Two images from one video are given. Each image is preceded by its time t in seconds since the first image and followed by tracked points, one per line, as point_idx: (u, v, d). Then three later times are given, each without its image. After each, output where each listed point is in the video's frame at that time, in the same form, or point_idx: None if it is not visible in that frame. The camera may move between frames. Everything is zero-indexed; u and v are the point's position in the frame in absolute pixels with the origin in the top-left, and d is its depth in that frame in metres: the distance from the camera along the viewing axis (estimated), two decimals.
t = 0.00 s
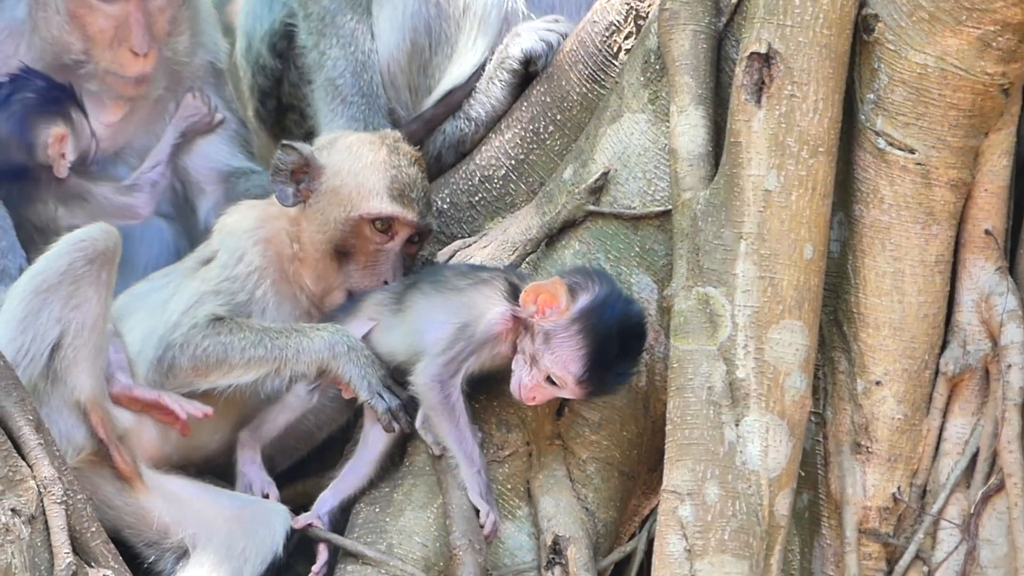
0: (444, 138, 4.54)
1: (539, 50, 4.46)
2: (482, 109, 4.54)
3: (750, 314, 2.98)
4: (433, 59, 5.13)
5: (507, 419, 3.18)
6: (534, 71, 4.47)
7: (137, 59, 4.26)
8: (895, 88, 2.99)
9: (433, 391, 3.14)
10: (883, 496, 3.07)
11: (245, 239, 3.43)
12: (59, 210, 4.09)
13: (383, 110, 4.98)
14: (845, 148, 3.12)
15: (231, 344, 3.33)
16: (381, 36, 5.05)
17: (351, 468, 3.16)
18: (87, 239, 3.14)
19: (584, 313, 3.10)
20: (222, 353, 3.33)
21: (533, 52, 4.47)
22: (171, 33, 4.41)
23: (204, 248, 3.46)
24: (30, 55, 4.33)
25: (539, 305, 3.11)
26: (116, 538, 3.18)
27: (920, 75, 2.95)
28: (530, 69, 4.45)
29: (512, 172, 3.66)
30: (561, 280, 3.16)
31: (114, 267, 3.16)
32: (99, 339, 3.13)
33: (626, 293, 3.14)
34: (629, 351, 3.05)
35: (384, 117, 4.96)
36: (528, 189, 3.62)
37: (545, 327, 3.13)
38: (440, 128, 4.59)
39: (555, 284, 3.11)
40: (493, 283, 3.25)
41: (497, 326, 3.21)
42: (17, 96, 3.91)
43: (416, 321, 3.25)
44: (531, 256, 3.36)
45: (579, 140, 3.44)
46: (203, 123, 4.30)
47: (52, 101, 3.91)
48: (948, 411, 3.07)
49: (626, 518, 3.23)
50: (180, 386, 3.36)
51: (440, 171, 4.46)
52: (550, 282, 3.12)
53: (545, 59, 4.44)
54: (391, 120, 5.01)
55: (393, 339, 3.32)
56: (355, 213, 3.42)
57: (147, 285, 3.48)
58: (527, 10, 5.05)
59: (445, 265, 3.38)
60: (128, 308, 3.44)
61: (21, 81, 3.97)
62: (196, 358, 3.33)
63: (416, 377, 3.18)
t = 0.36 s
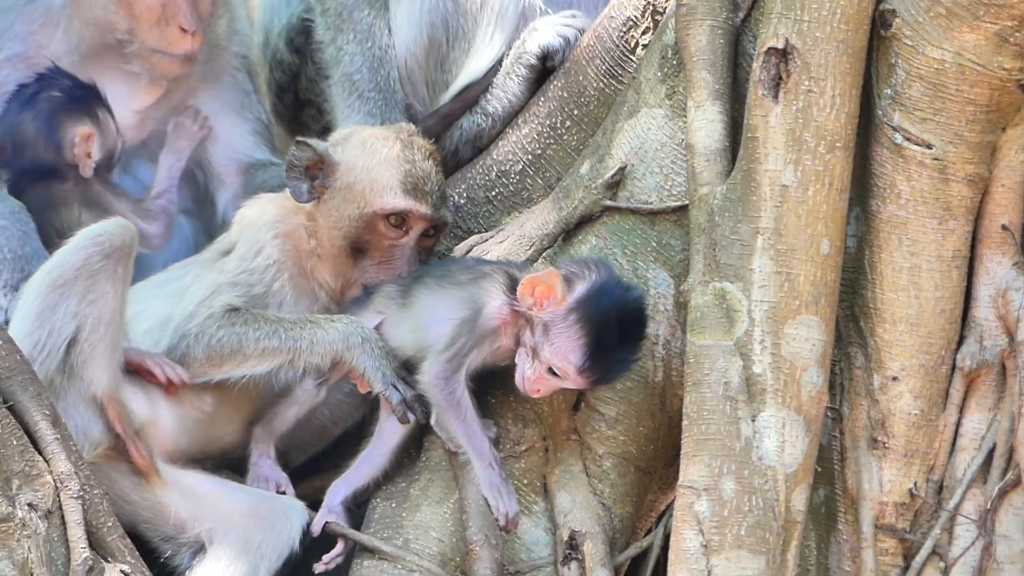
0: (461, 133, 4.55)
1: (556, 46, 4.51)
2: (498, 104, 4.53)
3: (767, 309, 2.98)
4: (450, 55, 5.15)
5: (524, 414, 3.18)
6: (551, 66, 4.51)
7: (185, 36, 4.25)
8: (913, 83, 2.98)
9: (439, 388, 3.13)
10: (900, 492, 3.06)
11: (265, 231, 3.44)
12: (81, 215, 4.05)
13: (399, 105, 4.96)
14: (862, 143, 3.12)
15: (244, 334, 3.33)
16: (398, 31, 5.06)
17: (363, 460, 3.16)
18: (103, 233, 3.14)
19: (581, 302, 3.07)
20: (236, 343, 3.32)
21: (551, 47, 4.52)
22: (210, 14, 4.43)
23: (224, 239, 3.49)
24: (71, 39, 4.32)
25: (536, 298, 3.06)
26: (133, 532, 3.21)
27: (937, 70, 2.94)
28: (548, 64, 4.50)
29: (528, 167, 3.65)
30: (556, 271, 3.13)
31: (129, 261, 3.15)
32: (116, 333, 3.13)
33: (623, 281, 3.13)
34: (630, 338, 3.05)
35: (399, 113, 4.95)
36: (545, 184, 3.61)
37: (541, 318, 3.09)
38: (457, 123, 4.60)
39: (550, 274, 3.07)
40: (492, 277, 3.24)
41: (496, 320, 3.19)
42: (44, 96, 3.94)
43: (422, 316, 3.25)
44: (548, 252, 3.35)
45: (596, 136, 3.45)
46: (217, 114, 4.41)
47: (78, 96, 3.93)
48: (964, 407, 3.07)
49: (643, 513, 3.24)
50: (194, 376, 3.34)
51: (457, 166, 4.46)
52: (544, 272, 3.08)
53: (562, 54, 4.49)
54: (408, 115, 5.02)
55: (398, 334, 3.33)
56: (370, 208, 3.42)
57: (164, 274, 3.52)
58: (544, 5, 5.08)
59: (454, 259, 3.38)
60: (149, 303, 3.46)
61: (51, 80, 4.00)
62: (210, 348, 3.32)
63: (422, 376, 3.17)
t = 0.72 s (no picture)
0: (470, 131, 4.61)
1: (564, 44, 4.49)
2: (506, 103, 4.58)
3: (775, 308, 2.97)
4: (459, 53, 5.25)
5: (532, 413, 3.19)
6: (559, 64, 4.50)
7: None
8: (922, 82, 2.98)
9: (451, 385, 3.15)
10: (908, 491, 3.06)
11: (269, 237, 3.47)
12: (48, 208, 4.15)
13: (408, 101, 5.02)
14: (870, 142, 3.12)
15: (253, 348, 3.35)
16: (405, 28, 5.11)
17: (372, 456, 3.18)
18: (113, 232, 3.15)
19: (597, 308, 3.12)
20: (245, 357, 3.33)
21: (559, 45, 4.51)
22: None
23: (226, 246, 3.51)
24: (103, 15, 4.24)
25: (552, 302, 3.13)
26: (141, 532, 3.22)
27: (946, 70, 2.94)
28: (556, 63, 4.50)
29: (537, 166, 3.65)
30: (572, 276, 3.18)
31: (139, 261, 3.15)
32: (125, 333, 3.13)
33: (641, 287, 3.15)
34: (642, 345, 3.06)
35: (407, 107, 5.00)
36: (554, 183, 3.62)
37: (558, 324, 3.15)
38: (465, 121, 4.65)
39: (568, 281, 3.12)
40: (509, 277, 3.26)
41: (511, 320, 3.22)
42: (9, 89, 4.11)
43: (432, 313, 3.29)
44: (556, 251, 3.35)
45: (604, 135, 3.45)
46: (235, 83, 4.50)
47: (42, 85, 4.10)
48: (973, 406, 3.07)
49: (651, 512, 3.23)
50: (202, 389, 3.34)
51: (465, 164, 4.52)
52: (562, 278, 3.13)
53: (569, 53, 4.46)
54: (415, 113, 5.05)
55: (410, 330, 3.37)
56: (334, 177, 3.47)
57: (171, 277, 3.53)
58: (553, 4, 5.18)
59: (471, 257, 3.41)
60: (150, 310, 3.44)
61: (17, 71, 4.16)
62: (218, 362, 3.32)
63: (435, 373, 3.19)
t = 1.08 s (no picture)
0: (472, 136, 4.60)
1: (567, 49, 4.51)
2: (508, 108, 4.58)
3: (776, 313, 2.97)
4: (460, 58, 5.16)
5: (533, 417, 3.20)
6: (562, 68, 4.52)
7: None
8: (923, 88, 2.99)
9: (449, 392, 3.14)
10: (908, 497, 3.06)
11: (276, 251, 3.47)
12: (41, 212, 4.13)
13: (409, 106, 5.03)
14: (871, 148, 3.12)
15: (257, 372, 3.36)
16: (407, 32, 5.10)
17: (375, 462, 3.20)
18: (114, 235, 3.14)
19: (595, 316, 3.08)
20: (248, 382, 3.34)
21: (561, 50, 4.53)
22: None
23: (235, 256, 3.50)
24: None
25: (549, 311, 3.09)
26: (141, 536, 3.19)
27: (948, 75, 2.94)
28: (557, 68, 4.51)
29: (538, 171, 3.65)
30: (569, 283, 3.14)
31: (141, 264, 3.15)
32: (127, 336, 3.13)
33: (636, 291, 3.12)
34: (640, 351, 3.05)
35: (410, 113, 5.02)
36: (555, 187, 3.61)
37: (555, 331, 3.11)
38: (466, 126, 4.64)
39: (564, 289, 3.10)
40: (505, 282, 3.24)
41: (506, 324, 3.20)
42: None
43: (427, 320, 3.27)
44: (557, 256, 3.35)
45: (605, 140, 3.45)
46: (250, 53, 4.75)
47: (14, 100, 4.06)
48: (973, 411, 3.06)
49: (651, 516, 3.23)
50: (204, 409, 3.38)
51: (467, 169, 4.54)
52: (559, 286, 3.11)
53: (572, 57, 4.49)
54: (417, 117, 5.06)
55: (406, 335, 3.33)
56: (345, 197, 3.50)
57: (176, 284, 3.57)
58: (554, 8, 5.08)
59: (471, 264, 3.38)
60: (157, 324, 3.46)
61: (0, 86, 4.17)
62: (220, 385, 3.34)
63: (432, 378, 3.18)
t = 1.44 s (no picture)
0: (471, 148, 4.61)
1: (566, 61, 4.51)
2: (507, 120, 4.58)
3: (776, 326, 2.97)
4: (459, 70, 5.11)
5: (532, 430, 3.21)
6: (560, 82, 4.52)
7: None
8: (922, 100, 2.99)
9: (443, 407, 3.15)
10: (907, 509, 3.06)
11: (275, 266, 3.47)
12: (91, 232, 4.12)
13: (409, 119, 5.04)
14: (870, 161, 3.12)
15: (254, 387, 3.35)
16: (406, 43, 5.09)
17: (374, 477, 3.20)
18: (113, 247, 3.14)
19: (589, 330, 3.08)
20: (245, 397, 3.34)
21: (560, 63, 4.52)
22: None
23: (234, 269, 3.50)
24: None
25: (543, 324, 3.10)
26: (140, 549, 3.18)
27: (947, 87, 2.94)
28: (556, 81, 4.51)
29: (537, 184, 3.65)
30: (564, 297, 3.14)
31: (140, 276, 3.15)
32: (126, 348, 3.13)
33: (630, 305, 3.12)
34: (633, 368, 3.03)
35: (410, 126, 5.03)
36: (554, 201, 3.61)
37: (548, 345, 3.11)
38: (466, 138, 4.64)
39: (558, 303, 3.10)
40: (500, 295, 3.25)
41: (499, 337, 3.21)
42: (99, 143, 4.06)
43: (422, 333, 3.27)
44: (556, 267, 3.35)
45: (604, 152, 3.45)
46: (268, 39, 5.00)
47: (133, 147, 4.09)
48: (972, 424, 3.06)
49: (651, 528, 3.23)
50: (201, 422, 3.37)
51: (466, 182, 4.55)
52: (552, 300, 3.11)
53: (571, 70, 4.49)
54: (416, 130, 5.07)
55: (401, 348, 3.34)
56: (342, 215, 3.50)
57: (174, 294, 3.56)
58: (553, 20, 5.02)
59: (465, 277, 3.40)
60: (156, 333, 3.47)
61: (118, 120, 4.14)
62: (217, 399, 3.34)
63: (427, 394, 3.19)
